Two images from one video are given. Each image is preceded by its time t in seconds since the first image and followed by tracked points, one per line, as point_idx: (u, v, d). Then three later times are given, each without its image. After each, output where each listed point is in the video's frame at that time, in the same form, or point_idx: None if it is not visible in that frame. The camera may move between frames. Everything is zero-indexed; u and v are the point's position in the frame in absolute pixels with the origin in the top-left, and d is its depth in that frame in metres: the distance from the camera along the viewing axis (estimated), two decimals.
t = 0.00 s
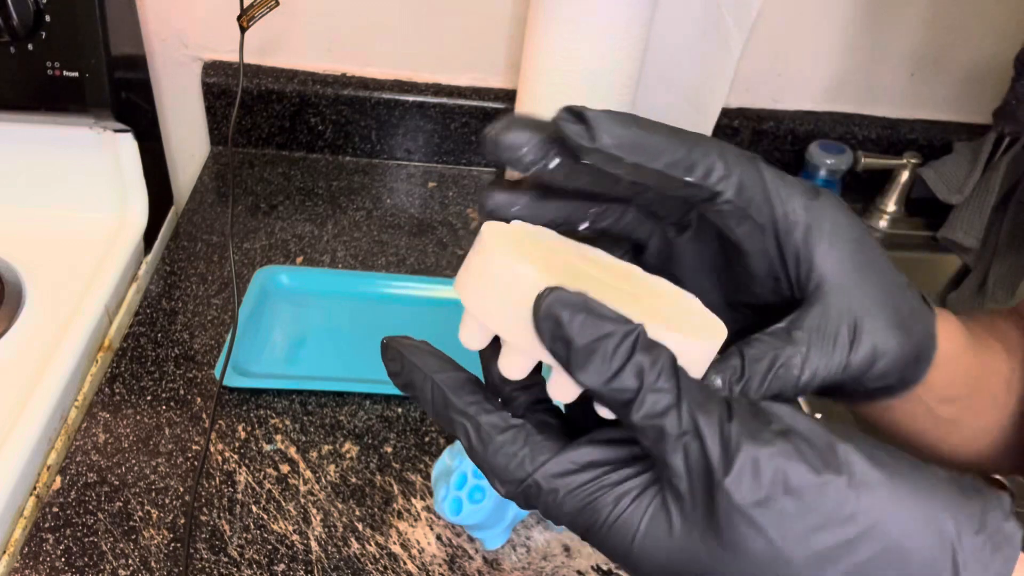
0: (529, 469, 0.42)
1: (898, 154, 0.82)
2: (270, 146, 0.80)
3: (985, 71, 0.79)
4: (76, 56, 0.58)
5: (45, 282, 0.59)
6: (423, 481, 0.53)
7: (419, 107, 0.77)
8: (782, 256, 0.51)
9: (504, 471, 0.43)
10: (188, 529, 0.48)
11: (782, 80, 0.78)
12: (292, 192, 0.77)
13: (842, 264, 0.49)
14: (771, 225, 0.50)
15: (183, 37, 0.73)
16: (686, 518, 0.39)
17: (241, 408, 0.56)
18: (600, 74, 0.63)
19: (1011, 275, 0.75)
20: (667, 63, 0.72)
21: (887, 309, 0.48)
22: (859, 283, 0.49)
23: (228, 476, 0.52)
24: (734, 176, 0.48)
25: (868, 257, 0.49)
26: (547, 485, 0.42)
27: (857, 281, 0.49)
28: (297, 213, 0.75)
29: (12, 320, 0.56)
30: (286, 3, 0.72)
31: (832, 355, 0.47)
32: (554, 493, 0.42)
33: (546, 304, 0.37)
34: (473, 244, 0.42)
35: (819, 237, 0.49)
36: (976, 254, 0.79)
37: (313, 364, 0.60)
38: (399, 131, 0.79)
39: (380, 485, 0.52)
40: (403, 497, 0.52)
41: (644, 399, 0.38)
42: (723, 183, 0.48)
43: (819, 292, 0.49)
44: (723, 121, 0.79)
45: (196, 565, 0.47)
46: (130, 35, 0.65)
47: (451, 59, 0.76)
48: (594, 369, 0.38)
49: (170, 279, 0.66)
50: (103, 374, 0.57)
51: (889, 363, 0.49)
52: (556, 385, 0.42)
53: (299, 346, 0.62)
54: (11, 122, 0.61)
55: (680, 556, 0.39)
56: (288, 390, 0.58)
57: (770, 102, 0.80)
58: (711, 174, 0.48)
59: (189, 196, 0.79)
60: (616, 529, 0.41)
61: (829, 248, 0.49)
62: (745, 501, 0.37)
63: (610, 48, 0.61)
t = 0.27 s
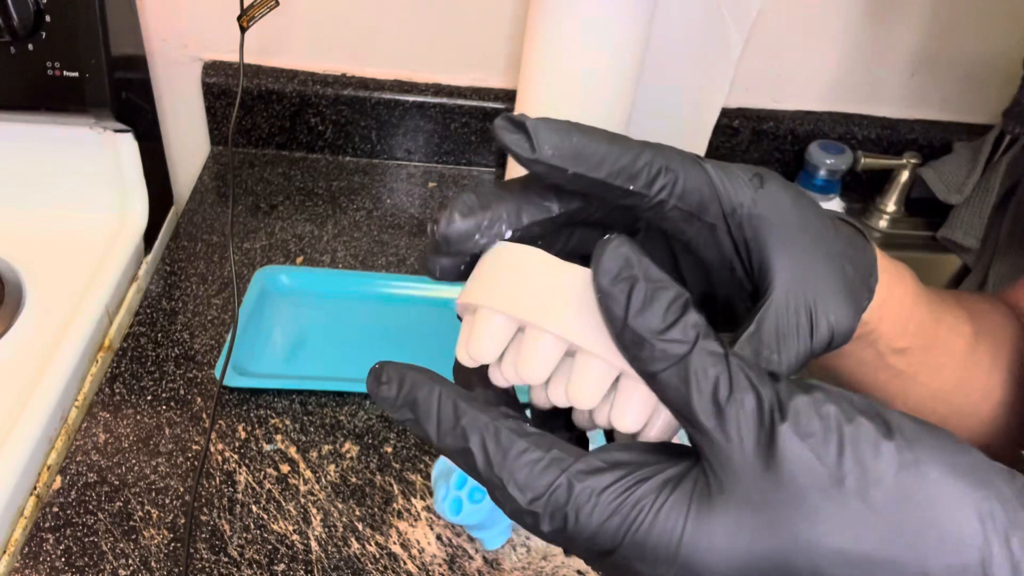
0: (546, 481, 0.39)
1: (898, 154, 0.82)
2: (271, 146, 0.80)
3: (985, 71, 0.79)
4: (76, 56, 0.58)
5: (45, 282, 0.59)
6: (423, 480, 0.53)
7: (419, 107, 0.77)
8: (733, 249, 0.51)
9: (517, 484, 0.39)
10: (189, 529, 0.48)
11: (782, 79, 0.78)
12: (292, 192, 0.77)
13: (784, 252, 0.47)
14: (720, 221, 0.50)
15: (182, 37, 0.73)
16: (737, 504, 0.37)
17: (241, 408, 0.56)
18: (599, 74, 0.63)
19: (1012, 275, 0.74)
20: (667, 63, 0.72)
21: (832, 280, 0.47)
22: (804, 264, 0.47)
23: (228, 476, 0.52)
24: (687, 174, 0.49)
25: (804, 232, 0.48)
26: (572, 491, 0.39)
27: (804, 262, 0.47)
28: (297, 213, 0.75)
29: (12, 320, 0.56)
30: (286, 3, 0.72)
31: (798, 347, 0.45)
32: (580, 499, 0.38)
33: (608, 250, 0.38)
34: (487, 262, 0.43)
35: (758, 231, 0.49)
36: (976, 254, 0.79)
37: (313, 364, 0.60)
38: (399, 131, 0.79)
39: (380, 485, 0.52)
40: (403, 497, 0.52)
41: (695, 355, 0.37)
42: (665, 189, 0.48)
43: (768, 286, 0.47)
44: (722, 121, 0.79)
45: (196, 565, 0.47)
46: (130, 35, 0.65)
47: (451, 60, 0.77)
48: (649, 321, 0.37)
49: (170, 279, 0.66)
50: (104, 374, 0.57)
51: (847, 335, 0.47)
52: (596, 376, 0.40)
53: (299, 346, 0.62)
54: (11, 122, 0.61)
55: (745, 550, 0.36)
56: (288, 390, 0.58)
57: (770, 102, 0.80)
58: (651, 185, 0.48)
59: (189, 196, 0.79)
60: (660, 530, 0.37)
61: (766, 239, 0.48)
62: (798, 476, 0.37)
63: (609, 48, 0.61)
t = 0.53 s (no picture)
0: (581, 480, 0.38)
1: (898, 154, 0.82)
2: (270, 146, 0.80)
3: (986, 70, 0.79)
4: (76, 56, 0.58)
5: (45, 282, 0.59)
6: (423, 480, 0.53)
7: (419, 107, 0.77)
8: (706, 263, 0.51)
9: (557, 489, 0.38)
10: (188, 529, 0.48)
11: (782, 79, 0.78)
12: (292, 192, 0.77)
13: (756, 265, 0.48)
14: (695, 227, 0.50)
15: (182, 37, 0.73)
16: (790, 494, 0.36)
17: (241, 408, 0.56)
18: (599, 74, 0.63)
19: (1012, 275, 0.74)
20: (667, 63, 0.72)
21: (807, 288, 0.48)
22: (778, 275, 0.48)
23: (228, 476, 0.52)
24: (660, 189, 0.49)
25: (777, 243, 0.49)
26: (616, 485, 0.38)
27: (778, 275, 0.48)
28: (297, 213, 0.75)
29: (12, 320, 0.56)
30: (286, 3, 0.72)
31: (777, 358, 0.45)
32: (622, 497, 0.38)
33: (620, 282, 0.35)
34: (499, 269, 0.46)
35: (730, 240, 0.48)
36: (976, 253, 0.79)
37: (314, 364, 0.60)
38: (399, 130, 0.79)
39: (380, 485, 0.52)
40: (403, 497, 0.52)
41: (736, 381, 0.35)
42: (642, 196, 0.49)
43: (745, 300, 0.48)
44: (723, 121, 0.79)
45: (196, 565, 0.47)
46: (130, 35, 0.65)
47: (451, 59, 0.77)
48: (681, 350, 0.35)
49: (170, 279, 0.66)
50: (104, 374, 0.57)
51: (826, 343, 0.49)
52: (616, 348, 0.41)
53: (300, 346, 0.62)
54: (10, 122, 0.61)
55: (809, 543, 0.35)
56: (288, 390, 0.58)
57: (770, 102, 0.80)
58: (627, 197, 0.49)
59: (189, 196, 0.79)
60: (721, 527, 0.36)
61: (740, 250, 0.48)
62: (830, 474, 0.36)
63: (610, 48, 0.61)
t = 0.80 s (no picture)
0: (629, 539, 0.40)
1: (899, 154, 0.82)
2: (271, 146, 0.80)
3: (986, 70, 0.79)
4: (75, 56, 0.58)
5: (45, 282, 0.59)
6: (423, 481, 0.53)
7: (419, 106, 0.77)
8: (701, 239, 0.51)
9: (598, 543, 0.40)
10: (188, 529, 0.48)
11: (782, 79, 0.78)
12: (292, 191, 0.77)
13: (748, 233, 0.50)
14: (689, 203, 0.51)
15: (182, 37, 0.73)
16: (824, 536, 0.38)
17: (241, 408, 0.56)
18: (599, 74, 0.63)
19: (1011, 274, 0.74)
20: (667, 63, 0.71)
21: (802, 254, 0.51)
22: (771, 243, 0.50)
23: (228, 476, 0.52)
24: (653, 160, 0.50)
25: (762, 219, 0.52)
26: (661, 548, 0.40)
27: (772, 245, 0.50)
28: (297, 213, 0.75)
29: (11, 320, 0.55)
30: (286, 3, 0.72)
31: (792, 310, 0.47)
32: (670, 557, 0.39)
33: (652, 491, 0.34)
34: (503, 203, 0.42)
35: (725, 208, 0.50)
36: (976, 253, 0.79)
37: (314, 364, 0.60)
38: (399, 130, 0.79)
39: (379, 485, 0.52)
40: (403, 497, 0.52)
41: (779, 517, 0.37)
42: (643, 161, 0.49)
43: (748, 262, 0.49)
44: (723, 121, 0.79)
45: (196, 565, 0.47)
46: (130, 35, 0.65)
47: (451, 59, 0.77)
48: (740, 523, 0.37)
49: (170, 279, 0.66)
50: (103, 374, 0.57)
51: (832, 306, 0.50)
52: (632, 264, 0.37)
53: (300, 346, 0.62)
54: (10, 122, 0.61)
55: None
56: (288, 390, 0.58)
57: (770, 102, 0.80)
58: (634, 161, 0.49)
59: (189, 195, 0.79)
60: None
61: (733, 218, 0.50)
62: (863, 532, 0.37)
63: (610, 48, 0.61)
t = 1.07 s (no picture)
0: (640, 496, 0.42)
1: (898, 154, 0.82)
2: (270, 146, 0.80)
3: (986, 70, 0.79)
4: (75, 56, 0.58)
5: (45, 282, 0.59)
6: (423, 480, 0.53)
7: (419, 107, 0.77)
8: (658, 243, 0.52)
9: (624, 487, 0.42)
10: (188, 529, 0.48)
11: (782, 79, 0.78)
12: (292, 192, 0.77)
13: (698, 229, 0.51)
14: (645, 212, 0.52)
15: (182, 37, 0.73)
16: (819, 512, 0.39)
17: (241, 408, 0.56)
18: (599, 74, 0.63)
19: (1012, 274, 0.75)
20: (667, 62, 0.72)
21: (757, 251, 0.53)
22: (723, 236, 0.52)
23: (228, 476, 0.52)
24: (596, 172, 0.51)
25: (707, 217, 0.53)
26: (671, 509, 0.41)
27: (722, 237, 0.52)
28: (297, 213, 0.75)
29: (12, 320, 0.56)
30: (286, 3, 0.72)
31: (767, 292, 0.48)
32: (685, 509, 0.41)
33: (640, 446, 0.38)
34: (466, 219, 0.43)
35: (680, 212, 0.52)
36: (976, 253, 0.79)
37: (313, 364, 0.60)
38: (399, 130, 0.79)
39: (380, 485, 0.52)
40: (403, 497, 0.52)
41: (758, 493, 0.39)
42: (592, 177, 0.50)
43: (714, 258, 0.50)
44: (722, 121, 0.79)
45: (196, 565, 0.47)
46: (130, 35, 0.65)
47: (451, 60, 0.77)
48: (726, 490, 0.39)
49: (170, 279, 0.66)
50: (104, 374, 0.57)
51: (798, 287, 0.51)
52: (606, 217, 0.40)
53: (299, 346, 0.62)
54: (10, 123, 0.61)
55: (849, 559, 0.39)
56: (288, 390, 0.58)
57: (770, 102, 0.80)
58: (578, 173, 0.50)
59: (189, 196, 0.79)
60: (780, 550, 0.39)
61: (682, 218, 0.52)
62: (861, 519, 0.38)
63: (609, 48, 0.61)
